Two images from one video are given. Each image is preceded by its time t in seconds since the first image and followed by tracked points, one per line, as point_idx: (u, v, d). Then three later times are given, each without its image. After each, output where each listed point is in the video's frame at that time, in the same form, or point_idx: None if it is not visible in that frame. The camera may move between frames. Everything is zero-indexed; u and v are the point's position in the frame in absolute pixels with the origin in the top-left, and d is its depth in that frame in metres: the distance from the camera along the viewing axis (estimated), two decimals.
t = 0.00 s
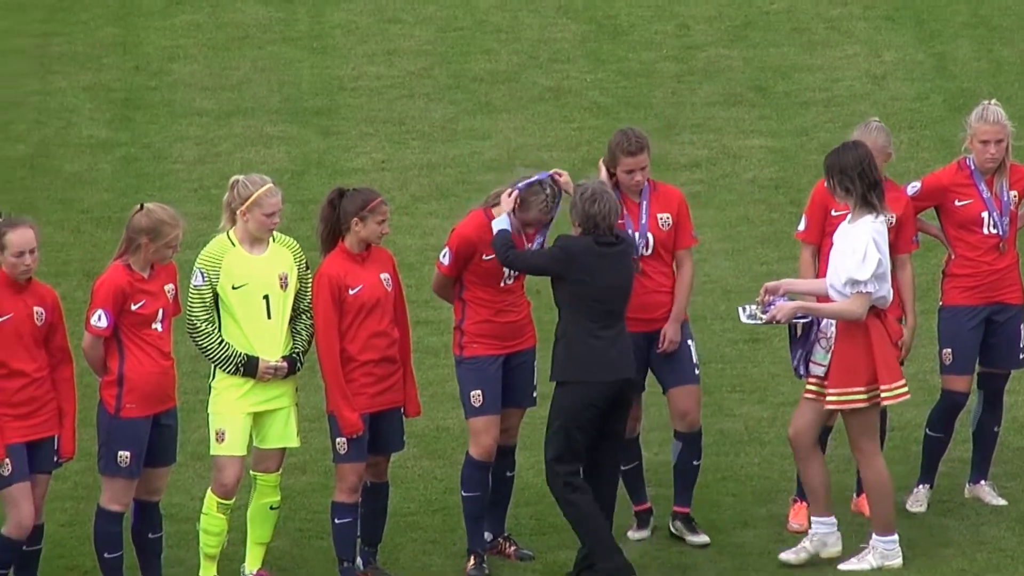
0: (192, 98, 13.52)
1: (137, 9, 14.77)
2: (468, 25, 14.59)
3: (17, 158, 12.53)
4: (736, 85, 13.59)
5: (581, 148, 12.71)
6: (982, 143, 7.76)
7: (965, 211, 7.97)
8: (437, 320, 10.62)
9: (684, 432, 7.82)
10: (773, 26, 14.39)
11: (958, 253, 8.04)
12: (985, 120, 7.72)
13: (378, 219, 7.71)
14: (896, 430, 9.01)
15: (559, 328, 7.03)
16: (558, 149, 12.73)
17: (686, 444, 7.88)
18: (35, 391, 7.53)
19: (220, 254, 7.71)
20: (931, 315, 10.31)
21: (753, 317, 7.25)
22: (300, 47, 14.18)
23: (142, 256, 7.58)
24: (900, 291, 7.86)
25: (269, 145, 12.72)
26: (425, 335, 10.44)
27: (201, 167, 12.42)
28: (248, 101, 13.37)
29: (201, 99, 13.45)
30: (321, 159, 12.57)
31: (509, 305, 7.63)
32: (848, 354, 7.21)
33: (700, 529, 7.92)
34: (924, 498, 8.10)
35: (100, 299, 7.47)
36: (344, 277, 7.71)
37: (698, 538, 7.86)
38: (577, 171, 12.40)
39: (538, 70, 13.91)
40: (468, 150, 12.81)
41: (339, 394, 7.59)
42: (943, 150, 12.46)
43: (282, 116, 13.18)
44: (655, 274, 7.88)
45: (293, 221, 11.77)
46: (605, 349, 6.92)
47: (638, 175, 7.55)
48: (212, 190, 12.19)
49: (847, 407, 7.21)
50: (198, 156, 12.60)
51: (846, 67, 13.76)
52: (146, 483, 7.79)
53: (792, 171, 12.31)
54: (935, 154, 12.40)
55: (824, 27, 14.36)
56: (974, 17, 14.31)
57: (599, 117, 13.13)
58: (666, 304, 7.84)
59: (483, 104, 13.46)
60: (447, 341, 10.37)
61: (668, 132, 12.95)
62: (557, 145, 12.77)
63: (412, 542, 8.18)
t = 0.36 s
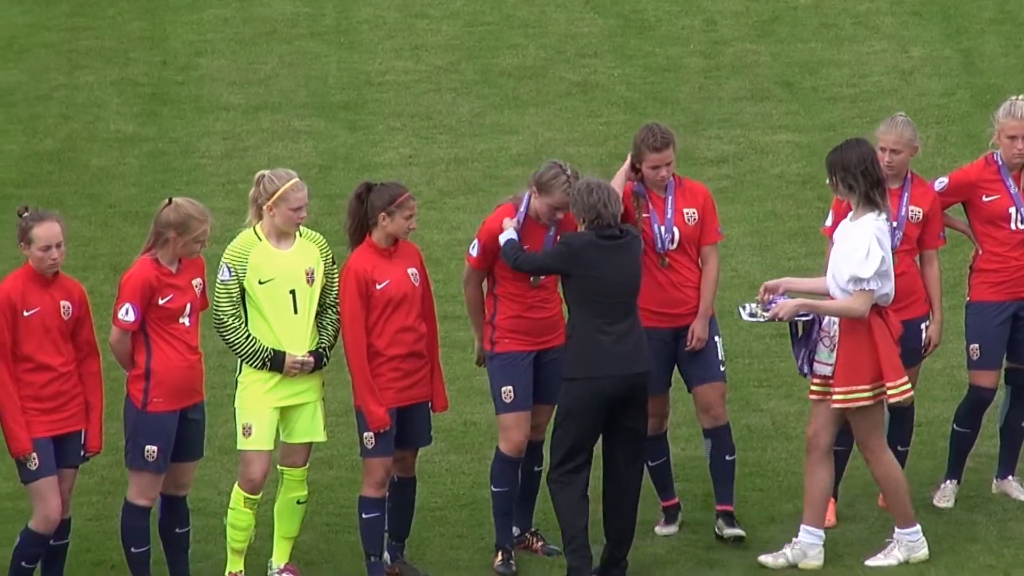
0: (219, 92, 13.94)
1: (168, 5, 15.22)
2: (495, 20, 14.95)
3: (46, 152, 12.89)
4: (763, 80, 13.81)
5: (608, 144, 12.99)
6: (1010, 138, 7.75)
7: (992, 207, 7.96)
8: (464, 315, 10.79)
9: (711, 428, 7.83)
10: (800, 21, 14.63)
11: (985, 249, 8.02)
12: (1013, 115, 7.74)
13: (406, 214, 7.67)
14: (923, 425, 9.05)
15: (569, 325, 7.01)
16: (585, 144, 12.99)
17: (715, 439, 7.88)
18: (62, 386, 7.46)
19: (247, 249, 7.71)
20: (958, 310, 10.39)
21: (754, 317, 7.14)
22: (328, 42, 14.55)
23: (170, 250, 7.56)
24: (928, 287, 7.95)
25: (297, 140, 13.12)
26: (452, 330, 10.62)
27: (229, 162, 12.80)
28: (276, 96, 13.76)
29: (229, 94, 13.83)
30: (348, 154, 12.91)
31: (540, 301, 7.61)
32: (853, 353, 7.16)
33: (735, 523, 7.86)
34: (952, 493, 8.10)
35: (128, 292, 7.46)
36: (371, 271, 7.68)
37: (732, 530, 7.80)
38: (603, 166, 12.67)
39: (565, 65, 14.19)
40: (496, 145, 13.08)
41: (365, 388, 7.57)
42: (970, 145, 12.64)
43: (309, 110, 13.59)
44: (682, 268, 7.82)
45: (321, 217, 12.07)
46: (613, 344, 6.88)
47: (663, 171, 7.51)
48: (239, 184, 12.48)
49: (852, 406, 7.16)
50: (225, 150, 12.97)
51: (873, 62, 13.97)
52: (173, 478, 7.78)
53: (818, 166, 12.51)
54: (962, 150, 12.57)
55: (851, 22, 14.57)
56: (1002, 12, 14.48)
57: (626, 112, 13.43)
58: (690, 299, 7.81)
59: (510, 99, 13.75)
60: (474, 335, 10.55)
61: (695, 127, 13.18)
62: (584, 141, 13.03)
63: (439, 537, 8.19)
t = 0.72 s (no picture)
0: (238, 85, 13.97)
1: None
2: (514, 14, 14.99)
3: (65, 145, 12.94)
4: (782, 73, 13.84)
5: (626, 137, 13.03)
6: None
7: (1010, 199, 7.95)
8: (483, 308, 10.85)
9: (726, 426, 7.81)
10: (819, 14, 14.66)
11: (1003, 241, 8.00)
12: None
13: (425, 207, 7.54)
14: (941, 418, 9.09)
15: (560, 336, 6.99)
16: (603, 137, 13.04)
17: (729, 438, 7.84)
18: (81, 379, 7.36)
19: (263, 243, 7.67)
20: (977, 303, 10.42)
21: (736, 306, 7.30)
22: (346, 36, 14.58)
23: (187, 244, 7.49)
24: (947, 278, 8.01)
25: (315, 133, 13.18)
26: (471, 323, 10.66)
27: (247, 155, 12.85)
28: (295, 89, 13.81)
29: (247, 87, 13.88)
30: (367, 147, 12.98)
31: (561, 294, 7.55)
32: (826, 344, 7.20)
33: (744, 526, 7.83)
34: (970, 486, 8.11)
35: (146, 286, 7.38)
36: (391, 265, 7.56)
37: (736, 535, 7.79)
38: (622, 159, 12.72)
39: (584, 58, 14.22)
40: (514, 138, 13.12)
41: (384, 383, 7.47)
42: (988, 137, 12.66)
43: (327, 103, 13.65)
44: (699, 261, 7.77)
45: (339, 210, 12.12)
46: (599, 351, 6.85)
47: (685, 166, 7.56)
48: (257, 177, 12.53)
49: (820, 397, 7.21)
50: (243, 144, 13.02)
51: (891, 54, 13.99)
52: (191, 472, 7.72)
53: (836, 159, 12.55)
54: (981, 142, 12.60)
55: (870, 15, 14.60)
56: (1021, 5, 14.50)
57: (644, 105, 13.47)
58: (709, 295, 7.75)
59: (529, 92, 13.79)
60: (492, 328, 10.60)
61: (713, 119, 13.23)
62: (602, 134, 13.07)
63: (457, 530, 8.20)
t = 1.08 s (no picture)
0: (248, 72, 13.97)
1: None
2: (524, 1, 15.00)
3: (76, 133, 12.94)
4: (792, 60, 13.84)
5: (636, 124, 13.04)
6: None
7: (1021, 185, 7.97)
8: (493, 294, 10.87)
9: (734, 413, 7.81)
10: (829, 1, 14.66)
11: (1015, 228, 8.00)
12: None
13: (436, 194, 7.47)
14: (952, 405, 9.13)
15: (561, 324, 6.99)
16: (614, 124, 13.05)
17: (740, 425, 7.86)
18: (91, 366, 7.34)
19: (272, 230, 7.64)
20: (987, 290, 10.44)
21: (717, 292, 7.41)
22: (357, 23, 14.59)
23: (196, 231, 7.44)
24: (960, 264, 8.04)
25: (325, 120, 13.20)
26: (481, 310, 10.68)
27: (257, 142, 12.86)
28: (305, 76, 13.82)
29: (257, 74, 13.88)
30: (377, 134, 13.00)
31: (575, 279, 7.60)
32: (816, 328, 7.20)
33: (754, 513, 7.85)
34: (980, 473, 8.12)
35: (156, 273, 7.35)
36: (401, 252, 7.49)
37: (746, 523, 7.81)
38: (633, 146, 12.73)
39: (594, 45, 14.22)
40: (524, 125, 13.13)
41: (394, 369, 7.42)
42: (999, 124, 12.66)
43: (338, 90, 13.66)
44: (714, 250, 7.76)
45: (349, 197, 12.15)
46: (594, 340, 6.84)
47: (696, 149, 7.56)
48: (267, 164, 12.54)
49: (807, 380, 7.21)
50: (253, 131, 13.03)
51: (902, 41, 13.99)
52: (201, 458, 7.67)
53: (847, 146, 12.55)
54: (991, 128, 12.60)
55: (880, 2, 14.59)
56: None
57: (655, 92, 13.47)
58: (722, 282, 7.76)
59: (539, 79, 13.78)
60: (502, 315, 10.61)
61: (724, 107, 13.23)
62: (612, 122, 13.09)
63: (467, 517, 8.22)
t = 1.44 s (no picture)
0: (257, 60, 13.98)
1: None
2: None
3: (84, 120, 12.94)
4: (801, 48, 13.86)
5: (645, 112, 13.06)
6: None
7: None
8: (502, 283, 10.89)
9: (743, 402, 7.84)
10: None
11: None
12: None
13: (445, 181, 7.43)
14: (961, 393, 9.16)
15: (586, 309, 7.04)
16: (622, 113, 13.07)
17: (748, 414, 7.87)
18: (101, 353, 7.31)
19: (282, 219, 7.61)
20: (996, 279, 10.46)
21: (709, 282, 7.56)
22: (366, 11, 14.61)
23: (204, 218, 7.38)
24: (970, 254, 8.02)
25: (334, 108, 13.22)
26: (490, 298, 10.71)
27: (266, 130, 12.87)
28: (314, 64, 13.83)
29: (266, 62, 13.89)
30: (386, 122, 13.02)
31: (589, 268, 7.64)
32: (808, 319, 7.21)
33: (764, 501, 7.87)
34: (989, 461, 8.14)
35: (164, 260, 7.29)
36: (410, 240, 7.46)
37: (755, 511, 7.84)
38: (642, 134, 12.75)
39: (604, 33, 14.24)
40: (532, 113, 13.13)
41: (403, 356, 7.39)
42: (1007, 113, 12.67)
43: (347, 78, 13.67)
44: (725, 240, 7.78)
45: (358, 184, 12.16)
46: (611, 330, 6.85)
47: (701, 139, 7.56)
48: (276, 152, 12.55)
49: (801, 371, 7.20)
50: (262, 119, 13.04)
51: (910, 30, 14.01)
52: (211, 446, 7.65)
53: (856, 134, 12.57)
54: (1000, 117, 12.61)
55: None
56: None
57: (663, 80, 13.49)
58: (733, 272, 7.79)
59: (548, 67, 13.79)
60: (511, 303, 10.64)
61: (733, 95, 13.24)
62: (620, 110, 13.10)
63: (477, 505, 8.24)
